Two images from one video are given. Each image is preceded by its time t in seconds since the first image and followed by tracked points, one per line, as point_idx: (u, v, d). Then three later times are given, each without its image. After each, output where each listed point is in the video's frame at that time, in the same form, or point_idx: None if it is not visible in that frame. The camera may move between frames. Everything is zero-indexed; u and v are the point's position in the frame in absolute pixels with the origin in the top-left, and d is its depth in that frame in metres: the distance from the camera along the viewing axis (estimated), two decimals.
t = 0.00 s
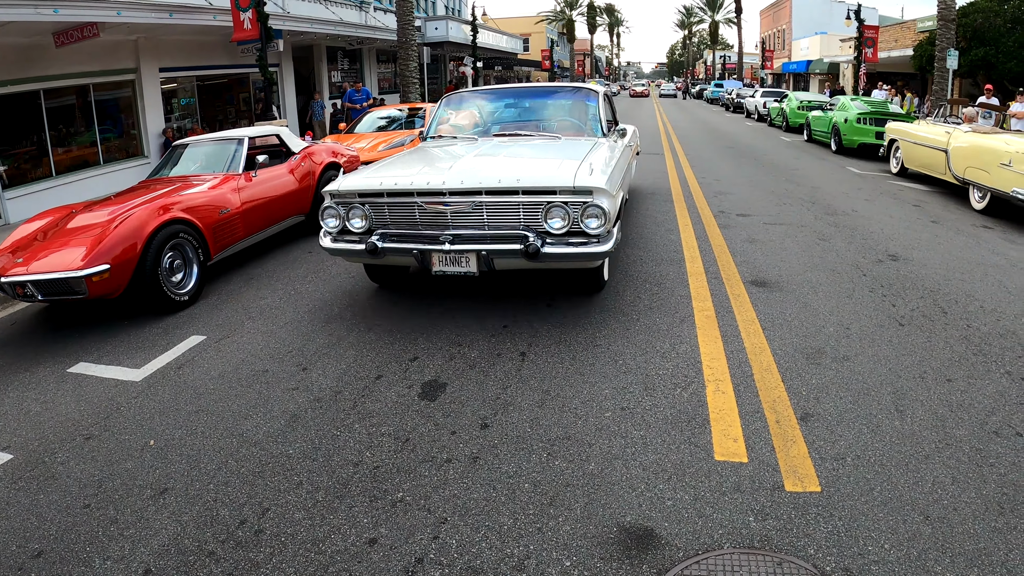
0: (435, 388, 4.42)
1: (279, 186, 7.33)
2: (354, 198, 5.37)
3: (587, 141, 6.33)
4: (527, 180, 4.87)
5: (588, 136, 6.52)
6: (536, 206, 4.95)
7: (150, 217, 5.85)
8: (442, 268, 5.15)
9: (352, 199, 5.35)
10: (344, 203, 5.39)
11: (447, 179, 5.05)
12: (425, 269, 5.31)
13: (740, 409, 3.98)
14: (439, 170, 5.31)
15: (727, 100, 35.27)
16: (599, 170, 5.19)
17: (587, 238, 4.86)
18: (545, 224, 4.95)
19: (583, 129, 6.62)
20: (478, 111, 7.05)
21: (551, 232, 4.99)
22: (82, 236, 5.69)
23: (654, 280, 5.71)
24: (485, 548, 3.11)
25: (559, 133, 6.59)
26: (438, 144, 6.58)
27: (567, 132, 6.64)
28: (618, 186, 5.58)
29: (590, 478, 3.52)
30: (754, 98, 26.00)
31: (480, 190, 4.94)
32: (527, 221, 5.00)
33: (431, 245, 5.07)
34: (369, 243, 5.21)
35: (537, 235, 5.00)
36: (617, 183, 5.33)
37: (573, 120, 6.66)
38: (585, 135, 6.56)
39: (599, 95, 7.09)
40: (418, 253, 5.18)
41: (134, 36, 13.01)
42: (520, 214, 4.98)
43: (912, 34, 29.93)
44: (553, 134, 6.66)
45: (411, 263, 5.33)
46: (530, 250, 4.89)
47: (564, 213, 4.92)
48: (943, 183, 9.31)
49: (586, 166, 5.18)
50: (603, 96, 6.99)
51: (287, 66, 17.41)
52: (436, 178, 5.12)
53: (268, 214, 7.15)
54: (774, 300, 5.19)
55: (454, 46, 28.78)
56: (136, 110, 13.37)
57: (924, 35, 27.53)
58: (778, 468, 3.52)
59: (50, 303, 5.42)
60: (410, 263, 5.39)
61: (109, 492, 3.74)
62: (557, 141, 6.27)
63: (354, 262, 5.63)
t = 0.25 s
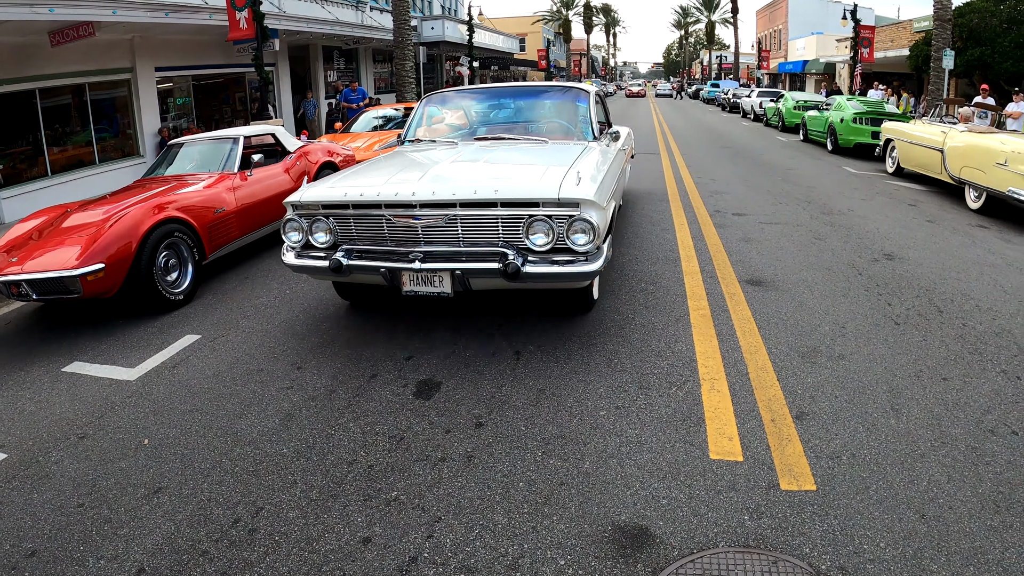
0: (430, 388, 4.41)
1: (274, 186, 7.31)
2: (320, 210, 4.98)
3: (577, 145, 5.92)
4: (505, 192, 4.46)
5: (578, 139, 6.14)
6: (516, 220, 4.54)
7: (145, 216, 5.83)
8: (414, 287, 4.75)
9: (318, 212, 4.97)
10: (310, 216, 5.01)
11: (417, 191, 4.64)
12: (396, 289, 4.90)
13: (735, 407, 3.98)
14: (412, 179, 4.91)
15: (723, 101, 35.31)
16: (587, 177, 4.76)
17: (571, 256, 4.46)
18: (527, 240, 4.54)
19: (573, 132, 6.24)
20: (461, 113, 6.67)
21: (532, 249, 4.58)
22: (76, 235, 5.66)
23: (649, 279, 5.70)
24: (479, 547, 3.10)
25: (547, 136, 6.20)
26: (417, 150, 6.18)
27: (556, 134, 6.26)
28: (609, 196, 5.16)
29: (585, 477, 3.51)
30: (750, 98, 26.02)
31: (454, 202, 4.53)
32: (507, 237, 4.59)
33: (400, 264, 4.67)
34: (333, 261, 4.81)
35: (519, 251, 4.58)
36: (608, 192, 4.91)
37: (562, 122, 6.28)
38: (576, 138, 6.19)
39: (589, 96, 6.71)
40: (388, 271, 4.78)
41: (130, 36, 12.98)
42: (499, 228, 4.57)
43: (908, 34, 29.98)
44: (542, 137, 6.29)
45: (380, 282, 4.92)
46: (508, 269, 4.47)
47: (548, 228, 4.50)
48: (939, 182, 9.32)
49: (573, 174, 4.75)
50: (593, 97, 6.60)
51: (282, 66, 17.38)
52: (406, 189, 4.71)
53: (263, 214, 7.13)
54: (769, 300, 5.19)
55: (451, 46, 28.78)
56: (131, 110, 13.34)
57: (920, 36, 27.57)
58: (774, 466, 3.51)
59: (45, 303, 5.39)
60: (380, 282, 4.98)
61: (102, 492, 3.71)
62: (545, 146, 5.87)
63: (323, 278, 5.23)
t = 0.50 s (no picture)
0: (425, 388, 4.40)
1: (269, 185, 7.30)
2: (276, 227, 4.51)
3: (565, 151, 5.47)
4: (479, 206, 3.99)
5: (564, 146, 5.74)
6: (492, 238, 4.07)
7: (140, 216, 5.81)
8: (379, 313, 4.27)
9: (274, 228, 4.50)
10: (266, 232, 4.55)
11: (380, 204, 4.16)
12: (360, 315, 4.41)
13: (730, 407, 3.97)
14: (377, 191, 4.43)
15: (719, 101, 35.35)
16: (572, 189, 4.30)
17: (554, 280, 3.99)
18: (505, 261, 4.08)
19: (560, 136, 5.85)
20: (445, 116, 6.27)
21: (511, 271, 4.12)
22: (71, 235, 5.64)
23: (646, 279, 5.69)
24: (473, 547, 3.09)
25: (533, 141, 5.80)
26: (391, 157, 5.70)
27: (542, 139, 5.88)
28: (598, 208, 4.70)
29: (580, 476, 3.50)
30: (746, 98, 26.06)
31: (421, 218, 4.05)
32: (483, 257, 4.14)
33: (363, 287, 4.19)
34: (290, 282, 4.33)
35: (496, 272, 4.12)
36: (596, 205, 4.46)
37: (549, 125, 5.88)
38: (562, 143, 5.79)
39: (580, 96, 6.29)
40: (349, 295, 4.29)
41: (126, 35, 12.96)
42: (474, 246, 4.10)
43: (904, 34, 30.03)
44: (527, 141, 5.92)
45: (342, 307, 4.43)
46: (482, 294, 4.00)
47: (528, 246, 4.04)
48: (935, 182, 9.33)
49: (557, 185, 4.29)
50: (584, 98, 6.18)
51: (279, 66, 17.36)
52: (368, 203, 4.23)
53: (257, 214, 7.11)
54: (765, 299, 5.19)
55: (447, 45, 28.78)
56: (127, 109, 13.31)
57: (916, 36, 27.64)
58: (768, 466, 3.50)
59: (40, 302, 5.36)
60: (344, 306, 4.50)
61: (97, 491, 3.70)
62: (530, 153, 5.41)
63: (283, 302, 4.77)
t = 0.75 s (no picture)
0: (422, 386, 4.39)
1: (265, 185, 7.29)
2: (226, 247, 4.15)
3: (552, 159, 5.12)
4: (446, 225, 3.63)
5: (551, 151, 5.37)
6: (463, 261, 3.70)
7: (137, 215, 5.80)
8: (339, 343, 3.92)
9: (225, 247, 4.13)
10: (216, 251, 4.19)
11: (337, 223, 3.80)
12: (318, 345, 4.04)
13: (726, 405, 3.97)
14: (336, 206, 4.06)
15: (716, 101, 35.40)
16: (554, 204, 3.93)
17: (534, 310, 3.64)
18: (478, 287, 3.72)
19: (548, 140, 5.48)
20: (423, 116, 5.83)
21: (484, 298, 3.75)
22: (66, 234, 5.62)
23: (642, 278, 5.70)
24: (469, 545, 3.08)
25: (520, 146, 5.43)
26: (362, 165, 5.33)
27: (530, 142, 5.50)
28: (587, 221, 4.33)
29: (575, 474, 3.50)
30: (743, 98, 26.09)
31: (383, 238, 3.70)
32: (453, 282, 3.77)
33: (319, 315, 3.83)
34: (241, 309, 3.98)
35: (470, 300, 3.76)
36: (583, 221, 4.09)
37: (537, 128, 5.51)
38: (551, 148, 5.43)
39: (570, 96, 5.90)
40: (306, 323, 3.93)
41: (123, 34, 12.94)
42: (443, 269, 3.74)
43: (901, 34, 30.10)
44: (513, 144, 5.50)
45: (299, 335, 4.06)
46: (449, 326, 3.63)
47: (503, 270, 3.67)
48: (931, 182, 9.34)
49: (538, 200, 3.92)
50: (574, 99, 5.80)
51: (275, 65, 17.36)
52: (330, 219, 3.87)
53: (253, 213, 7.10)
54: (763, 299, 5.20)
55: (444, 45, 28.82)
56: (124, 109, 13.29)
57: (912, 37, 27.71)
58: (764, 464, 3.50)
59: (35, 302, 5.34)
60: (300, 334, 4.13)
61: (92, 489, 3.69)
62: (512, 160, 5.05)
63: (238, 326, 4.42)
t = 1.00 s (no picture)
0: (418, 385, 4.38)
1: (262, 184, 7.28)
2: (164, 270, 3.72)
3: (536, 167, 4.68)
4: (404, 250, 3.22)
5: (536, 157, 4.91)
6: (427, 292, 3.30)
7: (133, 214, 5.79)
8: (290, 380, 3.54)
9: (163, 271, 3.71)
10: (155, 274, 3.77)
11: (282, 246, 3.38)
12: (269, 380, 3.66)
13: (723, 404, 3.97)
14: (286, 223, 3.64)
15: (713, 101, 35.45)
16: (533, 223, 3.50)
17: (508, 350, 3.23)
18: (444, 322, 3.33)
19: (534, 144, 5.01)
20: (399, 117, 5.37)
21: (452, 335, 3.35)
22: (62, 233, 5.60)
23: (639, 277, 5.69)
24: (464, 544, 3.07)
25: (504, 151, 4.99)
26: (332, 172, 4.89)
27: (515, 146, 5.04)
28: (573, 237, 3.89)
29: (571, 473, 3.49)
30: (740, 99, 26.12)
31: (333, 265, 3.29)
32: (416, 315, 3.38)
33: (265, 352, 3.44)
34: (180, 342, 3.59)
35: (435, 337, 3.36)
36: (569, 241, 3.67)
37: (524, 132, 5.05)
38: (537, 154, 4.96)
39: (560, 97, 5.44)
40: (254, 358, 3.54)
41: (119, 33, 12.91)
42: (404, 300, 3.34)
43: (898, 35, 30.15)
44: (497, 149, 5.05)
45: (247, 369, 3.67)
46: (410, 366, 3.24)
47: (471, 302, 3.26)
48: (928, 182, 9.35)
49: (514, 219, 3.50)
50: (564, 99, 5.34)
51: (273, 65, 17.34)
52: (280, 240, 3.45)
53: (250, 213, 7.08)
54: (760, 298, 5.20)
55: (441, 44, 28.82)
56: (121, 108, 13.27)
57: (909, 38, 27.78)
58: (761, 463, 3.50)
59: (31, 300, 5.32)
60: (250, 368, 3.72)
61: (88, 488, 3.67)
62: (494, 168, 4.61)
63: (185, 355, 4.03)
